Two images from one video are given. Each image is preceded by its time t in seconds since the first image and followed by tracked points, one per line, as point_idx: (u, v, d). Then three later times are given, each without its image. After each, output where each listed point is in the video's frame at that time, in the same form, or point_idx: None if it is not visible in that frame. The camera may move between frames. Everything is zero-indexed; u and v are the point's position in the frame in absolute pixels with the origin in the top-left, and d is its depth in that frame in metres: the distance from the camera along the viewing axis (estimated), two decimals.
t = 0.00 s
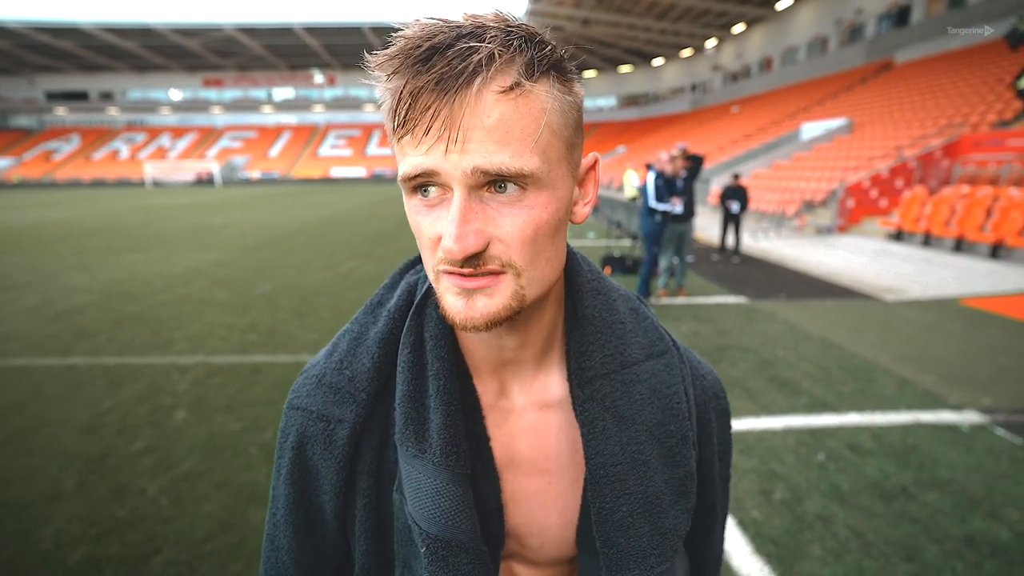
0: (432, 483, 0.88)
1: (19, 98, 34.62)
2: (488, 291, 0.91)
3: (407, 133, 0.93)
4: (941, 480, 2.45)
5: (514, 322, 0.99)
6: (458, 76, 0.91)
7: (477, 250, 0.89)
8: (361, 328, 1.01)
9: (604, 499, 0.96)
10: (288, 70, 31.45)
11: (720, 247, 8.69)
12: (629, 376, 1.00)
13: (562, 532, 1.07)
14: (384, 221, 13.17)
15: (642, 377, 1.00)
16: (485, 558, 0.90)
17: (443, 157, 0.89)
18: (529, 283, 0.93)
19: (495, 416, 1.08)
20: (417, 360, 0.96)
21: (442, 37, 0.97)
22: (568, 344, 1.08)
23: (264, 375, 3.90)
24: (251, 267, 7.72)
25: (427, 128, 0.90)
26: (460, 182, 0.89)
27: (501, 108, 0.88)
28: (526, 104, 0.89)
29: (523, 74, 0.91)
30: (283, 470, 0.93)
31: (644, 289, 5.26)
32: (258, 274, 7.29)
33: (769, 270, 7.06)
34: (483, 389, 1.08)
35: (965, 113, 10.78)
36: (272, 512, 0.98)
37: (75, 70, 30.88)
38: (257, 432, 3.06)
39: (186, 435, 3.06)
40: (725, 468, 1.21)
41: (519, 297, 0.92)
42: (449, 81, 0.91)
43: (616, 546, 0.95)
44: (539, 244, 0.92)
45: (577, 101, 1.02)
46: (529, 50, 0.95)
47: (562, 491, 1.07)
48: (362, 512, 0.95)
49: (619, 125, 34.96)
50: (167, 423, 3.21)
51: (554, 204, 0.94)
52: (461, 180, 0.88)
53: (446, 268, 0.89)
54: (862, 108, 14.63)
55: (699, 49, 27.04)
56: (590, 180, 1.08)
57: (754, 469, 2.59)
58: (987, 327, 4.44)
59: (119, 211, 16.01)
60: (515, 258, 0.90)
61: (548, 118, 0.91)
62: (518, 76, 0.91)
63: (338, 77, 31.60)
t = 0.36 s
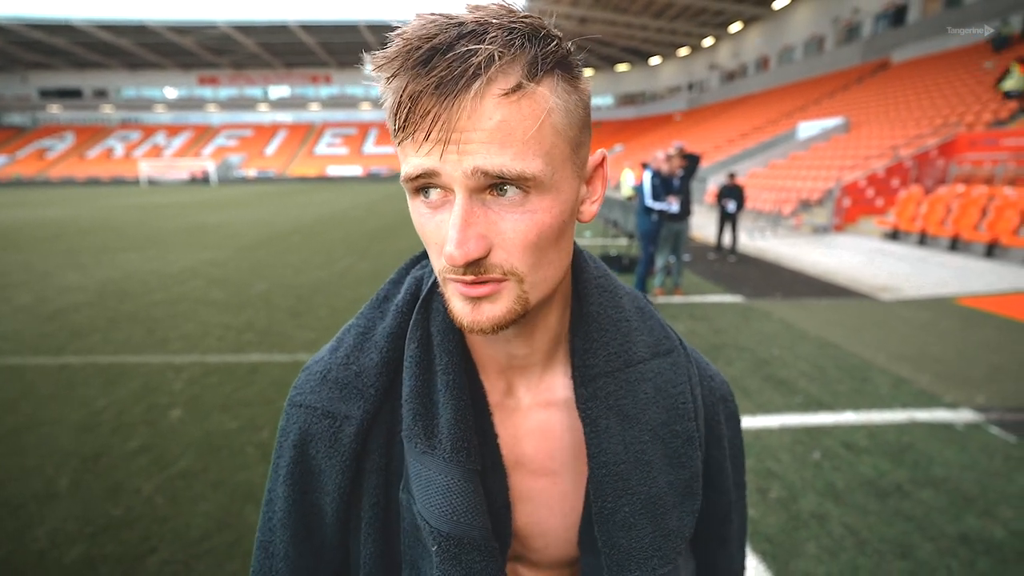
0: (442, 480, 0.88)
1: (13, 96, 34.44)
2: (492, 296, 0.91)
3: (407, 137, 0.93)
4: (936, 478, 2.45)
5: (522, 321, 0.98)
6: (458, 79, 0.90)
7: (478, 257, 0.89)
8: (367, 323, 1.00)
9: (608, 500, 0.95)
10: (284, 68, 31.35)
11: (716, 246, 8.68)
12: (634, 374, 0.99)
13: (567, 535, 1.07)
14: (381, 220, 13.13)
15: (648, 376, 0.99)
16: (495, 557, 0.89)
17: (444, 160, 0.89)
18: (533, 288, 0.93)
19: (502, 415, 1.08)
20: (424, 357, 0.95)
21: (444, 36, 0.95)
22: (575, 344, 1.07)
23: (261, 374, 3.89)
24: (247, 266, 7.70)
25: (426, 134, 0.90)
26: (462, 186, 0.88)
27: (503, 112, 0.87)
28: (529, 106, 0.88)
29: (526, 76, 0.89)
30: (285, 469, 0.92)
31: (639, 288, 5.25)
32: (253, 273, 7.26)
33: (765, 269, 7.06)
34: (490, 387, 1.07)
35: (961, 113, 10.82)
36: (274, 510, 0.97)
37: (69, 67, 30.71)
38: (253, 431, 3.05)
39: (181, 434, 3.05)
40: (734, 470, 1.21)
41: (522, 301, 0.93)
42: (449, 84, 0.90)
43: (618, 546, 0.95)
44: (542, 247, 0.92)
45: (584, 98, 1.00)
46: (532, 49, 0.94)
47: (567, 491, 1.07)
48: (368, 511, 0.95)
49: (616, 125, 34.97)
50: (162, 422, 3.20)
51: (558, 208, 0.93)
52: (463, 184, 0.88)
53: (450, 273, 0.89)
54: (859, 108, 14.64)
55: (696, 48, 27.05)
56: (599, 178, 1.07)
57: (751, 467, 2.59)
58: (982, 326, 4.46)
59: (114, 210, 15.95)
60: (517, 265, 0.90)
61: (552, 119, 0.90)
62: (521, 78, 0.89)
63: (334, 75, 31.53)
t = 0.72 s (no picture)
0: (440, 470, 0.86)
1: (12, 95, 34.42)
2: (495, 294, 0.91)
3: (416, 135, 0.93)
4: (935, 478, 2.45)
5: (527, 316, 0.98)
6: (466, 79, 0.89)
7: (481, 252, 0.89)
8: (374, 315, 1.01)
9: (623, 498, 0.94)
10: (283, 67, 31.31)
11: (714, 246, 8.67)
12: (647, 370, 0.99)
13: (573, 538, 1.05)
14: (380, 219, 13.11)
15: (661, 373, 0.99)
16: (490, 551, 0.88)
17: (448, 157, 0.88)
18: (535, 286, 0.92)
19: (507, 410, 1.07)
20: (428, 348, 0.95)
21: (455, 35, 0.95)
22: (584, 340, 1.07)
23: (259, 373, 3.88)
24: (245, 265, 7.69)
25: (432, 132, 0.89)
26: (466, 183, 0.88)
27: (508, 113, 0.87)
28: (536, 108, 0.87)
29: (533, 78, 0.88)
30: (288, 455, 0.92)
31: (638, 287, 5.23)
32: (252, 272, 7.25)
33: (764, 268, 7.05)
34: (494, 380, 1.07)
35: (960, 112, 10.83)
36: (276, 496, 0.97)
37: (68, 66, 30.66)
38: (251, 431, 3.04)
39: (179, 433, 3.04)
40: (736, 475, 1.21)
41: (525, 299, 0.92)
42: (457, 84, 0.89)
43: (634, 545, 0.94)
44: (545, 246, 0.91)
45: (594, 101, 0.99)
46: (543, 50, 0.92)
47: (576, 492, 1.06)
48: (363, 504, 0.94)
49: (615, 124, 34.97)
50: (161, 421, 3.19)
51: (562, 209, 0.92)
52: (467, 181, 0.88)
53: (455, 267, 0.89)
54: (858, 107, 14.63)
55: (695, 48, 27.04)
56: (607, 180, 1.06)
57: (750, 467, 2.59)
58: (981, 326, 4.46)
59: (113, 208, 15.93)
60: (519, 261, 0.90)
61: (557, 121, 0.89)
62: (529, 79, 0.88)
63: (333, 74, 31.50)
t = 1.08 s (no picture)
0: (432, 464, 0.86)
1: (9, 93, 34.31)
2: (480, 285, 0.90)
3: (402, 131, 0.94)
4: (932, 476, 2.45)
5: (520, 309, 0.98)
6: (444, 71, 0.90)
7: (466, 241, 0.88)
8: (373, 311, 1.01)
9: (622, 501, 0.94)
10: (281, 65, 31.24)
11: (713, 245, 8.67)
12: (649, 371, 0.99)
13: (572, 540, 1.05)
14: (377, 218, 13.09)
15: (662, 373, 0.99)
16: (481, 550, 0.88)
17: (429, 151, 0.89)
18: (522, 278, 0.92)
19: (505, 408, 1.07)
20: (424, 344, 0.95)
21: (435, 32, 0.96)
22: (582, 337, 1.08)
23: (257, 372, 3.88)
24: (243, 264, 7.67)
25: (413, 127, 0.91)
26: (449, 174, 0.88)
27: (487, 103, 0.87)
28: (515, 97, 0.87)
29: (511, 68, 0.89)
30: (285, 449, 0.93)
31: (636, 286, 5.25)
32: (249, 271, 7.24)
33: (762, 268, 7.05)
34: (492, 379, 1.07)
35: (957, 112, 10.85)
36: (272, 491, 0.97)
37: (64, 64, 30.54)
38: (249, 430, 3.04)
39: (177, 433, 3.04)
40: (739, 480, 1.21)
41: (512, 293, 0.92)
42: (435, 77, 0.90)
43: (633, 549, 0.94)
44: (532, 238, 0.91)
45: (580, 93, 0.99)
46: (523, 42, 0.93)
47: (576, 493, 1.06)
48: (356, 502, 0.93)
49: (613, 123, 34.96)
50: (158, 421, 3.18)
51: (546, 198, 0.92)
52: (449, 172, 0.88)
53: (441, 258, 0.89)
54: (856, 107, 14.63)
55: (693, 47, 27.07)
56: (599, 174, 1.05)
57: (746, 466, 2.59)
58: (977, 325, 4.48)
59: (109, 207, 15.87)
60: (506, 252, 0.90)
61: (538, 111, 0.89)
62: (507, 69, 0.89)
63: (331, 72, 31.44)
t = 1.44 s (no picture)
0: (425, 477, 0.86)
1: (9, 92, 34.35)
2: (490, 279, 0.89)
3: (409, 118, 0.91)
4: (931, 476, 2.45)
5: (517, 311, 0.97)
6: (460, 58, 0.89)
7: (477, 234, 0.87)
8: (360, 319, 0.99)
9: (614, 504, 0.93)
10: (280, 65, 31.23)
11: (712, 244, 8.66)
12: (639, 374, 0.98)
13: (565, 542, 1.04)
14: (377, 218, 13.08)
15: (653, 376, 0.99)
16: (477, 559, 0.87)
17: (443, 140, 0.87)
18: (532, 273, 0.90)
19: (495, 416, 1.06)
20: (413, 353, 0.94)
21: (444, 23, 0.95)
22: (573, 341, 1.06)
23: (256, 372, 3.87)
24: (242, 264, 7.66)
25: (428, 113, 0.88)
26: (462, 163, 0.87)
27: (502, 91, 0.86)
28: (531, 87, 0.87)
29: (528, 57, 0.89)
30: (274, 463, 0.92)
31: (636, 285, 5.24)
32: (248, 270, 7.23)
33: (761, 267, 7.03)
34: (482, 386, 1.06)
35: (957, 110, 10.85)
36: (263, 505, 0.97)
37: (64, 63, 30.55)
38: (247, 429, 3.03)
39: (176, 432, 3.03)
40: (732, 479, 1.20)
41: (521, 287, 0.90)
42: (451, 64, 0.89)
43: (626, 553, 0.93)
44: (543, 231, 0.90)
45: (582, 89, 1.00)
46: (532, 35, 0.93)
47: (569, 498, 1.05)
48: (349, 513, 0.93)
49: (613, 122, 34.96)
50: (157, 420, 3.17)
51: (558, 189, 0.92)
52: (463, 161, 0.87)
53: (448, 255, 0.88)
54: (856, 106, 14.57)
55: (693, 46, 27.06)
56: (595, 171, 1.05)
57: (746, 466, 2.59)
58: (977, 324, 4.47)
59: (109, 207, 15.86)
60: (517, 246, 0.88)
61: (551, 103, 0.89)
62: (521, 59, 0.89)
63: (330, 72, 31.41)
